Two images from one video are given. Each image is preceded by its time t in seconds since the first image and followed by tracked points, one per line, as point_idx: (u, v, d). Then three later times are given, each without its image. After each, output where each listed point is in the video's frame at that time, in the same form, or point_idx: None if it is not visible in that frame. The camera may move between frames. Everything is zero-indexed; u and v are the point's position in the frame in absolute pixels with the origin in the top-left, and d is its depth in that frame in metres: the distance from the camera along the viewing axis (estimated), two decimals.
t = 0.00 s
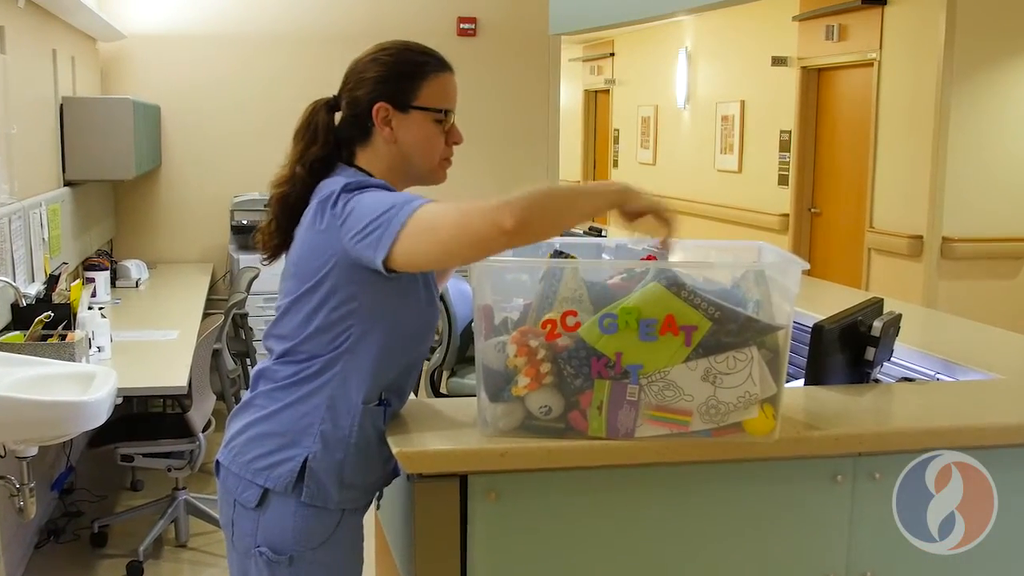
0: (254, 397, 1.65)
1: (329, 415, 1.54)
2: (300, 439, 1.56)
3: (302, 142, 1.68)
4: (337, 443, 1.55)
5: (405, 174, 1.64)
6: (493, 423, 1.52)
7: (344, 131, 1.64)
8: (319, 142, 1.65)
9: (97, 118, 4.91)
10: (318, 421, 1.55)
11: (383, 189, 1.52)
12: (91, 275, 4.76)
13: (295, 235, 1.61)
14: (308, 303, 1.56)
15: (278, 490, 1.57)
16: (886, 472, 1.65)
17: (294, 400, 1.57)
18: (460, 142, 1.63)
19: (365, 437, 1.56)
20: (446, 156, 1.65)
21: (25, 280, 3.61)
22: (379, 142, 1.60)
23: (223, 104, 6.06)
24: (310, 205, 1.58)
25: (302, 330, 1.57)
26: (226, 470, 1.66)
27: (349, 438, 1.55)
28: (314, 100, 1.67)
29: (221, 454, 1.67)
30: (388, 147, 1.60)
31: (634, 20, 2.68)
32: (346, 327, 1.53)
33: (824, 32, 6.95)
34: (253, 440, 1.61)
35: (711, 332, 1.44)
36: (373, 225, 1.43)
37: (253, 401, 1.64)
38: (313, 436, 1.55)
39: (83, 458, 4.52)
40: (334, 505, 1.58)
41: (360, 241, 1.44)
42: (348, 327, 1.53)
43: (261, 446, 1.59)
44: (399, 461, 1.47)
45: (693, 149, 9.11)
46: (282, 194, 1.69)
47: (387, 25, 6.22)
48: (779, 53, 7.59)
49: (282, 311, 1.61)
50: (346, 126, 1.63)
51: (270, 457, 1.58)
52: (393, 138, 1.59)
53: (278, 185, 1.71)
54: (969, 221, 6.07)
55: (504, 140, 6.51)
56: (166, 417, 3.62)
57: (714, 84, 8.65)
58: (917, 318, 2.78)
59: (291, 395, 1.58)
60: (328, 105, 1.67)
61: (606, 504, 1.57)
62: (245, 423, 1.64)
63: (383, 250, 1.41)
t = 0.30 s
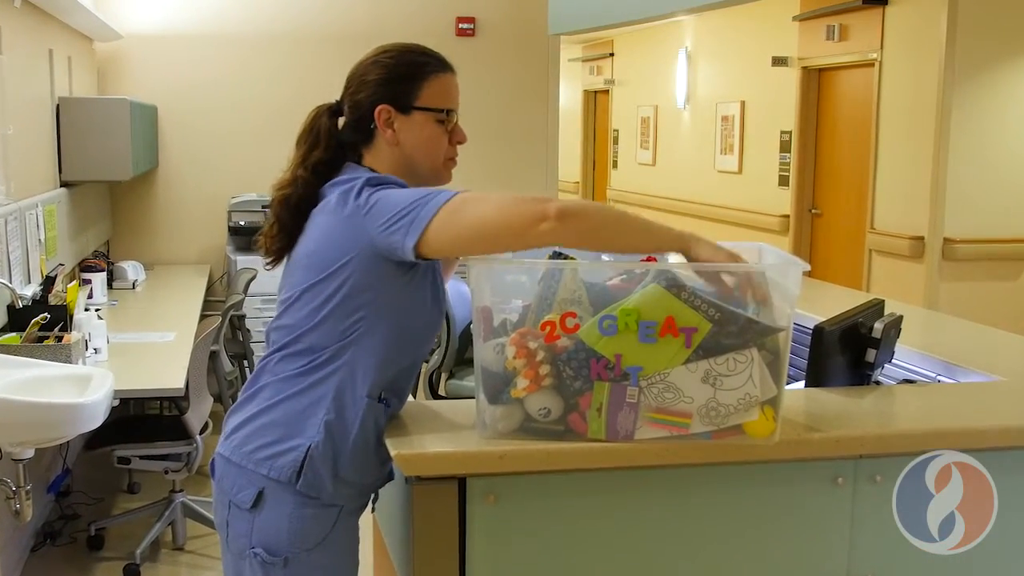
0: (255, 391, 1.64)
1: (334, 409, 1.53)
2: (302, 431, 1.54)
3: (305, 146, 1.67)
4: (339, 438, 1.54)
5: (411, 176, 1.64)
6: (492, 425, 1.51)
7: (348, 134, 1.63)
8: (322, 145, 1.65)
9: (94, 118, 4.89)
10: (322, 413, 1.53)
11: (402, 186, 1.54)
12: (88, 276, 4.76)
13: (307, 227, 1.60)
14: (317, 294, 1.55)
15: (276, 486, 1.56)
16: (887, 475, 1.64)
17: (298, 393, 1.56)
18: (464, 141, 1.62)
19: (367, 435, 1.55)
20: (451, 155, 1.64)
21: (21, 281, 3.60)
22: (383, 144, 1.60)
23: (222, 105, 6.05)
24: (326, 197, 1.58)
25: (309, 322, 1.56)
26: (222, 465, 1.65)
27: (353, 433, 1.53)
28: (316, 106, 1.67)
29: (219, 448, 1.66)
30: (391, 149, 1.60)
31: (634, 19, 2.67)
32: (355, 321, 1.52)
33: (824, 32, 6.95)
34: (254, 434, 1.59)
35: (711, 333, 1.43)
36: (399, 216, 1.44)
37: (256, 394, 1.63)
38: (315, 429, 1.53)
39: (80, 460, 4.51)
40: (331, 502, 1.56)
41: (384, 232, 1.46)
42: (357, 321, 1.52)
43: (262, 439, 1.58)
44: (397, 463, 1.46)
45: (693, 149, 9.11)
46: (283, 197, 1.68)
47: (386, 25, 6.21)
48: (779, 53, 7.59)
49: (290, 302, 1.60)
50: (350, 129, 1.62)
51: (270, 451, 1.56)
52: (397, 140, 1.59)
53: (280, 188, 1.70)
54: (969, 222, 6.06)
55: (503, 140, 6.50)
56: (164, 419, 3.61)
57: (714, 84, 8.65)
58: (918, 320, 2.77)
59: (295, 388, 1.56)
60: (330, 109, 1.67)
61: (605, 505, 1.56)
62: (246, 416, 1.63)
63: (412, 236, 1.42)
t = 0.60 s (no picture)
0: (259, 389, 1.63)
1: (341, 407, 1.52)
2: (307, 429, 1.53)
3: (318, 151, 1.68)
4: (343, 438, 1.52)
5: (425, 182, 1.64)
6: (490, 427, 1.50)
7: (361, 139, 1.63)
8: (335, 150, 1.66)
9: (91, 119, 4.89)
10: (327, 412, 1.52)
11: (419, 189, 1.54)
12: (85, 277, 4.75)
13: (319, 226, 1.60)
14: (327, 292, 1.54)
15: (278, 485, 1.54)
16: (888, 477, 1.63)
17: (304, 391, 1.54)
18: (478, 148, 1.61)
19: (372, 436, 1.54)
20: (464, 162, 1.63)
21: (18, 282, 3.59)
22: (396, 150, 1.60)
23: (221, 105, 6.04)
24: (341, 197, 1.58)
25: (317, 319, 1.55)
26: (223, 463, 1.64)
27: (358, 433, 1.52)
28: (329, 111, 1.67)
29: (221, 446, 1.64)
30: (404, 155, 1.60)
31: (634, 19, 2.66)
32: (364, 319, 1.51)
33: (825, 32, 6.94)
34: (257, 431, 1.58)
35: (711, 334, 1.43)
36: (418, 219, 1.45)
37: (260, 392, 1.62)
38: (320, 428, 1.52)
39: (77, 462, 4.50)
40: (332, 503, 1.55)
41: (403, 233, 1.46)
42: (365, 319, 1.51)
43: (266, 437, 1.56)
44: (396, 466, 1.45)
45: (693, 149, 9.10)
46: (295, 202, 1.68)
47: (385, 25, 6.20)
48: (779, 53, 7.58)
49: (298, 300, 1.59)
50: (364, 135, 1.63)
51: (273, 449, 1.55)
52: (409, 146, 1.59)
53: (290, 191, 1.69)
54: (970, 223, 6.05)
55: (502, 139, 6.49)
56: (161, 422, 3.60)
57: (714, 84, 8.64)
58: (919, 321, 2.77)
59: (300, 386, 1.55)
60: (344, 115, 1.67)
61: (605, 507, 1.55)
62: (249, 413, 1.61)
63: (432, 238, 1.42)
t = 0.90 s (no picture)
0: (259, 390, 1.62)
1: (341, 408, 1.51)
2: (307, 430, 1.52)
3: (322, 146, 1.67)
4: (342, 439, 1.51)
5: (423, 185, 1.63)
6: (489, 428, 1.49)
7: (365, 137, 1.63)
8: (339, 145, 1.65)
9: (88, 120, 4.88)
10: (327, 413, 1.51)
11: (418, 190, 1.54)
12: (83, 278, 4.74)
13: (319, 227, 1.59)
14: (327, 292, 1.53)
15: (278, 486, 1.54)
16: (888, 478, 1.62)
17: (304, 392, 1.54)
18: (478, 156, 1.60)
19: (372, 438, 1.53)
20: (463, 169, 1.63)
21: (15, 282, 3.58)
22: (397, 149, 1.59)
23: (220, 105, 6.04)
24: (342, 197, 1.57)
25: (317, 320, 1.54)
26: (223, 464, 1.63)
27: (358, 434, 1.51)
28: (336, 106, 1.67)
29: (221, 447, 1.64)
30: (404, 156, 1.59)
31: (635, 19, 2.65)
32: (364, 320, 1.50)
33: (826, 32, 6.94)
34: (258, 432, 1.57)
35: (712, 335, 1.42)
36: (418, 220, 1.44)
37: (260, 392, 1.61)
38: (321, 429, 1.51)
39: (75, 463, 4.49)
40: (332, 505, 1.55)
41: (403, 234, 1.45)
42: (365, 320, 1.50)
43: (266, 438, 1.56)
44: (395, 467, 1.45)
45: (693, 149, 9.10)
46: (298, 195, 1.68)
47: (385, 25, 6.19)
48: (779, 53, 7.58)
49: (298, 301, 1.58)
50: (368, 132, 1.62)
51: (273, 451, 1.54)
52: (410, 147, 1.58)
53: (295, 186, 1.69)
54: (970, 223, 6.05)
55: (501, 139, 6.49)
56: (159, 423, 3.59)
57: (714, 84, 8.64)
58: (919, 322, 2.76)
59: (300, 387, 1.54)
60: (351, 111, 1.66)
61: (605, 509, 1.54)
62: (248, 415, 1.61)
63: (432, 238, 1.41)
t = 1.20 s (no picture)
0: (255, 393, 1.61)
1: (335, 410, 1.51)
2: (303, 432, 1.52)
3: (311, 139, 1.66)
4: (339, 441, 1.51)
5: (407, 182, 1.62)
6: (489, 429, 1.48)
7: (353, 131, 1.62)
8: (327, 138, 1.64)
9: (86, 120, 4.87)
10: (322, 416, 1.51)
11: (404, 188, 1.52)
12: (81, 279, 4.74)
13: (308, 228, 1.58)
14: (318, 295, 1.52)
15: (276, 488, 1.53)
16: (889, 479, 1.62)
17: (299, 395, 1.53)
18: (464, 157, 1.59)
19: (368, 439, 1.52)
20: (447, 169, 1.62)
21: (14, 283, 3.57)
22: (382, 145, 1.58)
23: (220, 105, 6.03)
24: (329, 197, 1.56)
25: (308, 322, 1.54)
26: (222, 467, 1.62)
27: (354, 435, 1.51)
28: (326, 97, 1.65)
29: (219, 450, 1.64)
30: (389, 152, 1.58)
31: (635, 19, 2.65)
32: (356, 322, 1.50)
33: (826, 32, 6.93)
34: (254, 435, 1.57)
35: (712, 336, 1.42)
36: (402, 219, 1.42)
37: (256, 395, 1.61)
38: (316, 431, 1.51)
39: (74, 464, 4.49)
40: (331, 507, 1.54)
41: (388, 233, 1.44)
42: (358, 322, 1.50)
43: (263, 440, 1.55)
44: (395, 468, 1.44)
45: (693, 150, 9.10)
46: (287, 187, 1.67)
47: (385, 25, 6.19)
48: (780, 53, 7.57)
49: (289, 303, 1.58)
50: (356, 127, 1.61)
51: (270, 453, 1.54)
52: (395, 144, 1.57)
53: (286, 178, 1.69)
54: (970, 223, 6.04)
55: (501, 139, 6.48)
56: (159, 424, 3.59)
57: (714, 84, 8.64)
58: (920, 322, 2.76)
59: (295, 389, 1.54)
60: (340, 102, 1.64)
61: (605, 510, 1.54)
62: (245, 417, 1.60)
63: (416, 238, 1.40)
